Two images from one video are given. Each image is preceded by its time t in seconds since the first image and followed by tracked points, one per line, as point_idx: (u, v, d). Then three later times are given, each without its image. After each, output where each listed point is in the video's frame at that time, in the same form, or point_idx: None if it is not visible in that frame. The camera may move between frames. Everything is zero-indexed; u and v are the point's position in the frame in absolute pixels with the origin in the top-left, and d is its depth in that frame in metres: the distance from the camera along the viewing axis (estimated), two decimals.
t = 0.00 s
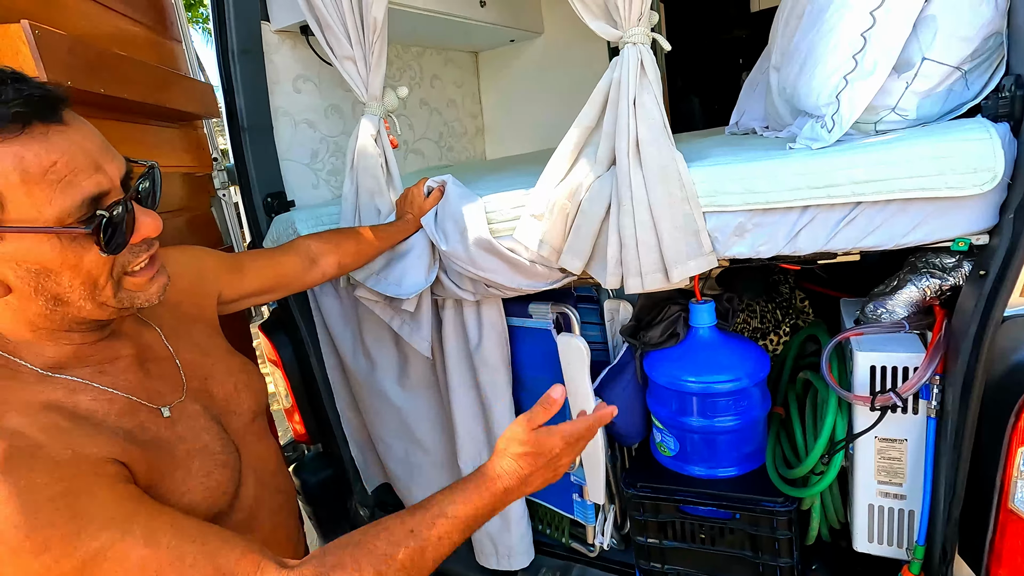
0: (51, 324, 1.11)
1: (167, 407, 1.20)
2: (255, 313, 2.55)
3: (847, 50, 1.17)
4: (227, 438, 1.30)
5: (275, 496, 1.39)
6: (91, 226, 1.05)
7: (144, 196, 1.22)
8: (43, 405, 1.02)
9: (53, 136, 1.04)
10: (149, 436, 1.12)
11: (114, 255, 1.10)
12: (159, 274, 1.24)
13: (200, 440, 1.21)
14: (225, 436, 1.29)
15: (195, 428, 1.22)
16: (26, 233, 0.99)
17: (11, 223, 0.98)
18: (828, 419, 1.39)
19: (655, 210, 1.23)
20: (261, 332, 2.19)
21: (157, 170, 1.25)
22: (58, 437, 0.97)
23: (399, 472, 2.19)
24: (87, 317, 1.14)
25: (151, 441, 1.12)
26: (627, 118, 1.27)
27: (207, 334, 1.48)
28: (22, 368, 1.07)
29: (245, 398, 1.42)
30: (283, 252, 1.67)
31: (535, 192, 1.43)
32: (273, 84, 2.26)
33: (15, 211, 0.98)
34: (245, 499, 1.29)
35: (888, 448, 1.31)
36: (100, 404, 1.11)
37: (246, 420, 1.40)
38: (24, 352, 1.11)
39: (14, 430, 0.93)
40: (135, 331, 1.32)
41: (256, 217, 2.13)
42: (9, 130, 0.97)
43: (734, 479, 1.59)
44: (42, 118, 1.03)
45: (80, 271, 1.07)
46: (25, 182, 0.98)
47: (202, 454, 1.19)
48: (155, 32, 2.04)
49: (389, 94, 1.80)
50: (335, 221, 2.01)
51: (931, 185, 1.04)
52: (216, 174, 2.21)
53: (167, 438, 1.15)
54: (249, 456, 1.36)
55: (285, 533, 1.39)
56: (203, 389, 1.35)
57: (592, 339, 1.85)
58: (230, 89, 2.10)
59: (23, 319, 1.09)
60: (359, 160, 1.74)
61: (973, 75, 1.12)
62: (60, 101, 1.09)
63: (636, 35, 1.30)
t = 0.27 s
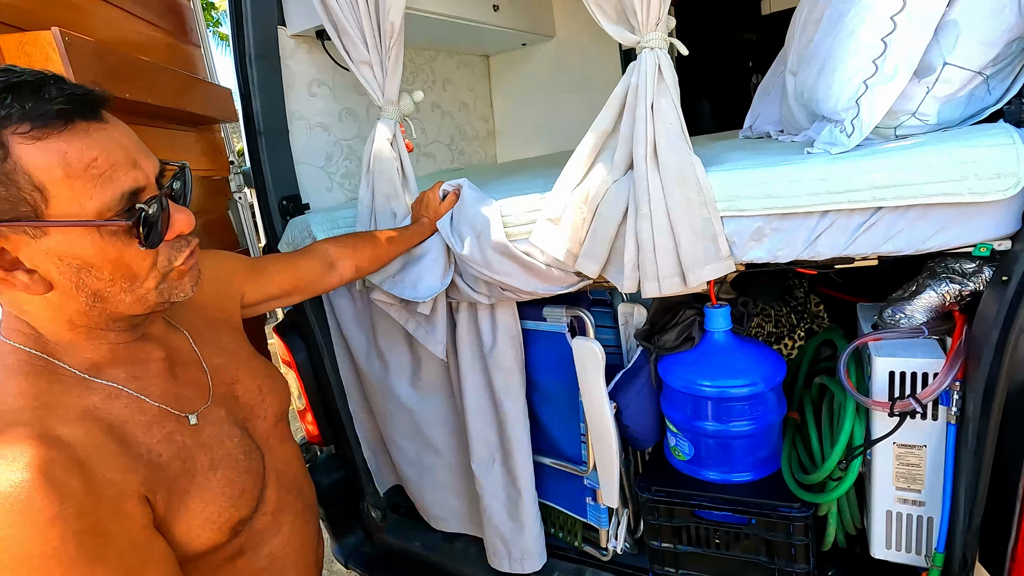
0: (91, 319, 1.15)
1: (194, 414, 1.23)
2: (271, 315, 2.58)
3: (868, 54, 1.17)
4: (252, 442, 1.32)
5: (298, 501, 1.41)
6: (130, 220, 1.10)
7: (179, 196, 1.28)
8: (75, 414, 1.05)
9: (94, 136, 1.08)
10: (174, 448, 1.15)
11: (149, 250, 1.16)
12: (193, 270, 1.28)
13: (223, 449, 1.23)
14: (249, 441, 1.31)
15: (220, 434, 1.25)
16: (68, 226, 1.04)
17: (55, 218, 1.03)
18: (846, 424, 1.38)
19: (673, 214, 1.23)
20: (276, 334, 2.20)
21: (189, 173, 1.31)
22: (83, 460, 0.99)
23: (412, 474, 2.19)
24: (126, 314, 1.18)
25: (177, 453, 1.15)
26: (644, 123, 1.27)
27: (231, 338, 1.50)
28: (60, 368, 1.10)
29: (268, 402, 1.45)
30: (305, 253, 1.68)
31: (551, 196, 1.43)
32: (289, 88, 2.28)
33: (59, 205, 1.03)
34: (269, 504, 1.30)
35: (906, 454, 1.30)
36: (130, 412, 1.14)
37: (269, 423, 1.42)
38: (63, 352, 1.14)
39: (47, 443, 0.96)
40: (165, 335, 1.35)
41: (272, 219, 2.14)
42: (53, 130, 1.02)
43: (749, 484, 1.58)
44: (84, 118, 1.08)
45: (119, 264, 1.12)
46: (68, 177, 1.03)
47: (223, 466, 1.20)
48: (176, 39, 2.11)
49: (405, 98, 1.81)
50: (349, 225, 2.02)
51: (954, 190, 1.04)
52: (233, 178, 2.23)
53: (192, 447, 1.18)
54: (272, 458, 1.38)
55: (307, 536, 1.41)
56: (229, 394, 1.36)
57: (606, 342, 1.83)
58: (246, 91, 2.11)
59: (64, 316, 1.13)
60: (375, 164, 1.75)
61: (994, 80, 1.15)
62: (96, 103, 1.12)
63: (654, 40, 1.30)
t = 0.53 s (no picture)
0: (105, 316, 1.15)
1: (200, 420, 1.23)
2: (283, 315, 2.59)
3: (882, 59, 1.17)
4: (261, 445, 1.33)
5: (309, 503, 1.42)
6: (147, 205, 1.13)
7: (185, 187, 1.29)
8: (83, 421, 1.06)
9: (104, 124, 1.10)
10: (177, 456, 1.15)
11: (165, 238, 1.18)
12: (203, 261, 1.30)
13: (231, 454, 1.24)
14: (257, 445, 1.31)
15: (227, 440, 1.25)
16: (87, 214, 1.05)
17: (73, 206, 1.04)
18: (859, 428, 1.38)
19: (686, 217, 1.23)
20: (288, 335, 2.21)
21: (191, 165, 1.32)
22: (89, 467, 1.00)
23: (422, 476, 2.20)
24: (140, 307, 1.19)
25: (180, 461, 1.15)
26: (658, 126, 1.28)
27: (244, 341, 1.51)
28: (68, 372, 1.11)
29: (278, 405, 1.46)
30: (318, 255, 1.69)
31: (564, 199, 1.44)
32: (302, 91, 2.30)
33: (77, 192, 1.04)
34: (278, 509, 1.31)
35: (920, 458, 1.30)
36: (137, 416, 1.14)
37: (279, 426, 1.44)
38: (76, 355, 1.14)
39: (53, 450, 0.97)
40: (177, 338, 1.35)
41: (284, 221, 2.16)
42: (65, 118, 1.04)
43: (760, 488, 1.58)
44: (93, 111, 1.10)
45: (135, 254, 1.13)
46: (84, 164, 1.05)
47: (228, 473, 1.21)
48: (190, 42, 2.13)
49: (418, 102, 1.82)
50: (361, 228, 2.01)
51: (968, 195, 1.04)
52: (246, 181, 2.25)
53: (196, 454, 1.18)
54: (281, 461, 1.39)
55: (318, 539, 1.42)
56: (239, 397, 1.38)
57: (616, 345, 1.85)
58: (260, 94, 2.13)
59: (77, 312, 1.12)
60: (387, 167, 1.76)
61: (1010, 86, 1.16)
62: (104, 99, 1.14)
63: (667, 45, 1.31)
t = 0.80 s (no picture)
0: (99, 315, 1.13)
1: (188, 430, 1.20)
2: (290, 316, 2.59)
3: (893, 62, 1.18)
4: (256, 453, 1.32)
5: (306, 511, 1.41)
6: (143, 198, 1.14)
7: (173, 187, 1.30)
8: (58, 434, 1.02)
9: (101, 119, 1.12)
10: (159, 470, 1.11)
11: (163, 231, 1.19)
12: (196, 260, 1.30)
13: (218, 466, 1.21)
14: (249, 454, 1.29)
15: (216, 450, 1.22)
16: (85, 206, 1.06)
17: (71, 199, 1.05)
18: (869, 432, 1.37)
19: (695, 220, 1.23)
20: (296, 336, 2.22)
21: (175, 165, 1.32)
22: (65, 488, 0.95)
23: (428, 477, 2.19)
24: (134, 305, 1.18)
25: (162, 476, 1.11)
26: (667, 129, 1.28)
27: (245, 346, 1.50)
28: (48, 381, 1.09)
29: (277, 411, 1.45)
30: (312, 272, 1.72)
31: (572, 202, 1.43)
32: (312, 93, 2.32)
33: (78, 184, 1.06)
34: (277, 518, 1.30)
35: (930, 463, 1.29)
36: (119, 429, 1.11)
37: (278, 433, 1.43)
38: (64, 359, 1.12)
39: (36, 465, 0.94)
40: (169, 344, 1.32)
41: (293, 224, 2.17)
42: (62, 112, 1.06)
43: (768, 492, 1.57)
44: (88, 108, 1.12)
45: (132, 248, 1.14)
46: (83, 157, 1.07)
47: (213, 487, 1.17)
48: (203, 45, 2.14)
49: (428, 105, 1.83)
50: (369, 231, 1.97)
51: (980, 200, 1.04)
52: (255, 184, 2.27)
53: (181, 467, 1.14)
54: (279, 468, 1.38)
55: (316, 546, 1.41)
56: (235, 404, 1.36)
57: (624, 348, 1.83)
58: (270, 97, 2.15)
59: (72, 312, 1.10)
60: (396, 170, 1.76)
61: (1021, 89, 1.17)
62: (97, 97, 1.16)
63: (677, 48, 1.31)
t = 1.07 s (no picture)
0: (106, 318, 1.12)
1: (189, 438, 1.18)
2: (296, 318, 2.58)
3: (903, 67, 1.18)
4: (257, 460, 1.28)
5: (311, 519, 1.40)
6: (162, 203, 1.14)
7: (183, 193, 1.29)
8: (55, 440, 1.01)
9: (129, 123, 1.13)
10: (158, 481, 1.09)
11: (180, 236, 1.19)
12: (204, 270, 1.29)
13: (217, 476, 1.18)
14: (249, 465, 1.25)
15: (216, 460, 1.20)
16: (109, 208, 1.06)
17: (96, 199, 1.05)
18: (880, 436, 1.36)
19: (705, 222, 1.23)
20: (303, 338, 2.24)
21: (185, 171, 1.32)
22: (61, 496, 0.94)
23: (435, 478, 2.18)
24: (142, 313, 1.16)
25: (160, 486, 1.09)
26: (677, 132, 1.28)
27: (250, 349, 1.49)
28: (49, 384, 1.07)
29: (284, 420, 1.41)
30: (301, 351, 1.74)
31: (581, 204, 1.43)
32: (320, 96, 2.32)
33: (103, 186, 1.06)
34: (279, 528, 1.28)
35: (941, 468, 1.29)
36: (119, 435, 1.09)
37: (282, 442, 1.39)
38: (67, 364, 1.10)
39: (30, 472, 0.94)
40: (172, 351, 1.31)
41: (301, 225, 2.21)
42: (93, 114, 1.07)
43: (777, 496, 1.57)
44: (117, 112, 1.13)
45: (150, 252, 1.14)
46: (110, 159, 1.07)
47: (212, 497, 1.15)
48: (212, 48, 2.16)
49: (436, 108, 1.83)
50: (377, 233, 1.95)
51: (992, 204, 1.03)
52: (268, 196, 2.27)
53: (180, 476, 1.12)
54: (283, 476, 1.36)
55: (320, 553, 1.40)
56: (238, 413, 1.33)
57: (631, 350, 1.83)
58: (279, 99, 2.16)
59: (80, 312, 1.09)
60: (405, 174, 1.76)
61: None
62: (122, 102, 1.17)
63: (686, 51, 1.31)
